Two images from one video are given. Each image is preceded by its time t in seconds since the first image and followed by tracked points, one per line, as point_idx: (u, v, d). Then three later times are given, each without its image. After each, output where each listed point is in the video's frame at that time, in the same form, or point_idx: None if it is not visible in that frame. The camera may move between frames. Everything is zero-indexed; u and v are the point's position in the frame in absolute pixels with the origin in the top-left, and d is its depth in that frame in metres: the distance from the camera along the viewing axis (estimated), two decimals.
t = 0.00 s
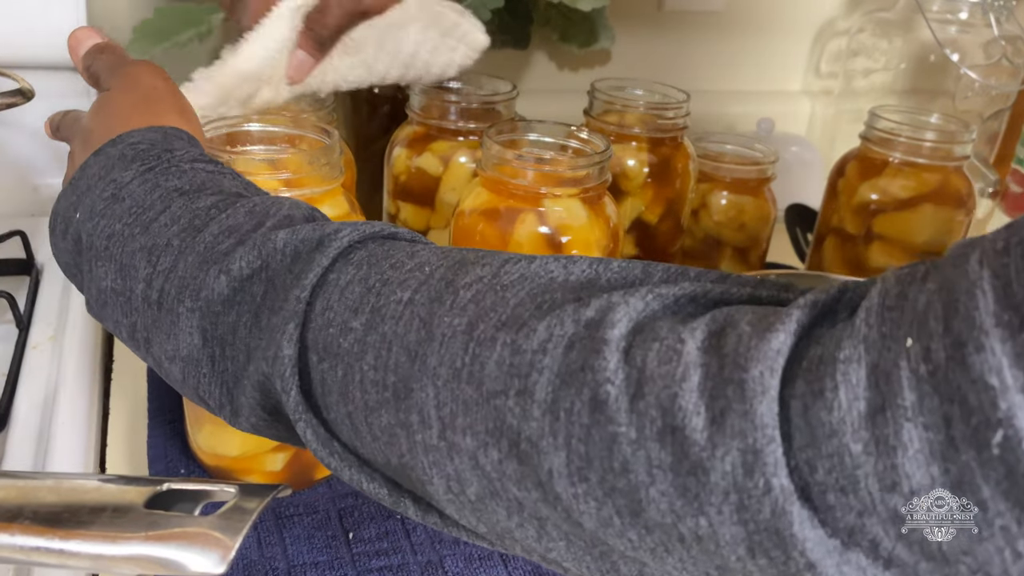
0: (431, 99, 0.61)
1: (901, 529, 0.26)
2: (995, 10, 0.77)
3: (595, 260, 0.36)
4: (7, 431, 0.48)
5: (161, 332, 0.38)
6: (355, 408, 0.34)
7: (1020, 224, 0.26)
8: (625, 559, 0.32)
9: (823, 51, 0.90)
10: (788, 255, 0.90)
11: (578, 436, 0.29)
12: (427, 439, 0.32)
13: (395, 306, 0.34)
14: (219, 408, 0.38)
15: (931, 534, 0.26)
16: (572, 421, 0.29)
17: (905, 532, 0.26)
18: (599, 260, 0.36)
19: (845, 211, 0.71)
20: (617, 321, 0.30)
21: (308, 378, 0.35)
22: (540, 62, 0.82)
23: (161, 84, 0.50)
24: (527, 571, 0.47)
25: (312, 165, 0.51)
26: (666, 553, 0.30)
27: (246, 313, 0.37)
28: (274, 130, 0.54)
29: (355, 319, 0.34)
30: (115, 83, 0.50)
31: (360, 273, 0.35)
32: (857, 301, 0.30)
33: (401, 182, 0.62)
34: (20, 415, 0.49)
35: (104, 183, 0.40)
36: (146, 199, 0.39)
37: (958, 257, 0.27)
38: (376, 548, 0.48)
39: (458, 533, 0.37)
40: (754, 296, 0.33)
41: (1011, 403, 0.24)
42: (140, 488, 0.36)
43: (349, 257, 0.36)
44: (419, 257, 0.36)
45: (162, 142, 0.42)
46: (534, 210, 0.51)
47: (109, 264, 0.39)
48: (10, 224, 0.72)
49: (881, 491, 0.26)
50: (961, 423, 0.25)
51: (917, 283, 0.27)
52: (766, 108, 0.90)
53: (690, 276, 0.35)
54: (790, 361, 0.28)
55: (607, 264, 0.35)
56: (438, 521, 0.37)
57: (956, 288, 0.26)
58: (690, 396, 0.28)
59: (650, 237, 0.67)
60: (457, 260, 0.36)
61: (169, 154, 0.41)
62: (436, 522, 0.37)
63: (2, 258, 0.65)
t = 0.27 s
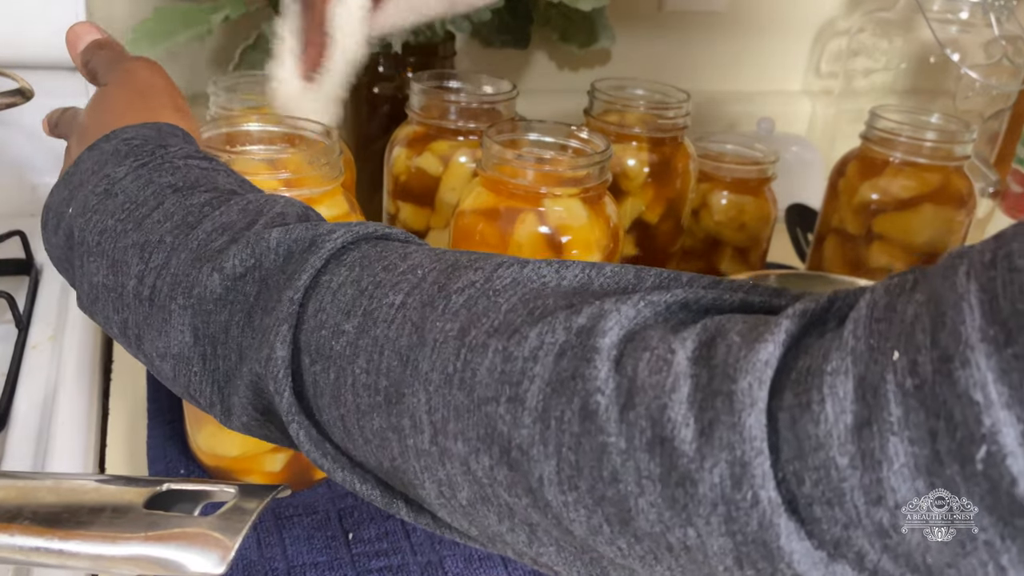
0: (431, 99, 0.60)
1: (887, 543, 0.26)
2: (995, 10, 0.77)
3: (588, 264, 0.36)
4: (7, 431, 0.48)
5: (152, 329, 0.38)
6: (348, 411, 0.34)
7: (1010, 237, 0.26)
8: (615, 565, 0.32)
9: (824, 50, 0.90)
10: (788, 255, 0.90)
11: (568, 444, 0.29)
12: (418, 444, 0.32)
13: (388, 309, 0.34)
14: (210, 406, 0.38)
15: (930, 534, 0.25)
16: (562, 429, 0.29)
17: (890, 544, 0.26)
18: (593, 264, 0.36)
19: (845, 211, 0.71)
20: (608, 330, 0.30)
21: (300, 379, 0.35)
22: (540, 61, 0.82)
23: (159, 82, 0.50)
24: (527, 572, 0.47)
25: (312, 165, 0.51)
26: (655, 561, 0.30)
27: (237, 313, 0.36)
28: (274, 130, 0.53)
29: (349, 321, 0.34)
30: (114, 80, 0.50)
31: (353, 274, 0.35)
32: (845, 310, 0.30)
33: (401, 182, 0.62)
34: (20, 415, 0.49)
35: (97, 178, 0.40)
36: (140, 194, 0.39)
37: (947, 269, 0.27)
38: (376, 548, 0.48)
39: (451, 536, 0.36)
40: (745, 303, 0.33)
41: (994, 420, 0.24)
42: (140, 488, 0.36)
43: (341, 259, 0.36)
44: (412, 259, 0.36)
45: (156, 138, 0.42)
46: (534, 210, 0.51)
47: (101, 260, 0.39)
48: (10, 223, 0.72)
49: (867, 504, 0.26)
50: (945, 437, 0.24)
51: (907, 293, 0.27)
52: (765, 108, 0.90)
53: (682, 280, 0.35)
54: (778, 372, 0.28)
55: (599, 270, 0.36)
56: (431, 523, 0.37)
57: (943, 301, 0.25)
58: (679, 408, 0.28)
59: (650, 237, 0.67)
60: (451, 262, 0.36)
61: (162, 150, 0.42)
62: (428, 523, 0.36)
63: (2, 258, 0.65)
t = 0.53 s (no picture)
0: (432, 99, 0.60)
1: (893, 516, 0.26)
2: (995, 10, 0.77)
3: (593, 251, 0.36)
4: (6, 431, 0.48)
5: (157, 319, 0.37)
6: (357, 398, 0.34)
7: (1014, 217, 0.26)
8: (624, 544, 0.32)
9: (824, 50, 0.90)
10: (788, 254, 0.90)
11: (578, 425, 0.29)
12: (429, 429, 0.32)
13: (397, 296, 0.34)
14: (217, 395, 0.38)
15: (930, 533, 0.25)
16: (573, 411, 0.29)
17: (897, 517, 0.26)
18: (598, 251, 0.36)
19: (845, 211, 0.71)
20: (617, 313, 0.30)
21: (310, 366, 0.35)
22: (540, 62, 0.82)
23: (158, 79, 0.50)
24: (528, 572, 0.47)
25: (312, 164, 0.51)
26: (665, 539, 0.30)
27: (244, 302, 0.36)
28: (274, 130, 0.53)
29: (357, 309, 0.34)
30: (111, 77, 0.50)
31: (360, 263, 0.35)
32: (850, 291, 0.30)
33: (401, 182, 0.62)
34: (19, 416, 0.49)
35: (100, 170, 0.40)
36: (145, 185, 0.39)
37: (949, 249, 0.26)
38: (376, 549, 0.48)
39: (462, 519, 0.37)
40: (750, 286, 0.33)
41: (998, 393, 0.24)
42: (139, 488, 0.35)
43: (349, 247, 0.36)
44: (419, 247, 0.36)
45: (158, 132, 0.42)
46: (533, 210, 0.51)
47: (105, 250, 0.38)
48: (9, 223, 0.72)
49: (874, 477, 0.25)
50: (950, 411, 0.24)
51: (910, 273, 0.27)
52: (765, 109, 0.90)
53: (688, 265, 0.35)
54: (784, 352, 0.28)
55: (605, 256, 0.36)
56: (440, 508, 0.37)
57: (946, 279, 0.25)
58: (689, 387, 0.28)
59: (650, 237, 0.67)
60: (458, 251, 0.36)
61: (166, 144, 0.41)
62: (437, 508, 0.37)
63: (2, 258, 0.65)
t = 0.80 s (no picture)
0: (432, 99, 0.60)
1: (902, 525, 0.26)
2: (996, 10, 0.77)
3: (599, 254, 0.36)
4: (6, 431, 0.48)
5: (160, 318, 0.37)
6: (362, 400, 0.34)
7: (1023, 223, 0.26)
8: (630, 549, 0.32)
9: (824, 50, 0.90)
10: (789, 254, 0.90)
11: (584, 431, 0.29)
12: (434, 432, 0.32)
13: (402, 298, 0.34)
14: (218, 396, 0.38)
15: (931, 533, 0.25)
16: (578, 417, 0.29)
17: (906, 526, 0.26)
18: (604, 254, 0.36)
19: (846, 212, 0.71)
20: (624, 318, 0.30)
21: (314, 368, 0.35)
22: (540, 62, 0.82)
23: (161, 79, 0.50)
24: (527, 572, 0.47)
25: (312, 165, 0.51)
26: (670, 546, 0.29)
27: (248, 301, 0.36)
28: (273, 131, 0.53)
29: (361, 311, 0.34)
30: (115, 74, 0.50)
31: (365, 264, 0.35)
32: (858, 297, 0.30)
33: (400, 182, 0.62)
34: (19, 416, 0.49)
35: (103, 168, 0.40)
36: (147, 183, 0.39)
37: (958, 256, 0.26)
38: (376, 549, 0.48)
39: (467, 522, 0.37)
40: (757, 291, 0.33)
41: (1009, 403, 0.23)
42: (139, 488, 0.35)
43: (353, 248, 0.36)
44: (424, 249, 0.36)
45: (162, 131, 0.42)
46: (533, 210, 0.51)
47: (108, 249, 0.38)
48: (9, 224, 0.71)
49: (882, 487, 0.25)
50: (961, 421, 0.24)
51: (918, 279, 0.27)
52: (765, 109, 0.90)
53: (694, 267, 0.35)
54: (793, 358, 0.28)
55: (612, 259, 0.36)
56: (444, 510, 0.37)
57: (956, 287, 0.25)
58: (696, 394, 0.28)
59: (649, 237, 0.66)
60: (463, 253, 0.36)
61: (169, 142, 0.41)
62: (441, 510, 0.37)
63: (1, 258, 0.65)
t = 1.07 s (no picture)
0: (432, 99, 0.60)
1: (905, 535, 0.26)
2: (997, 10, 0.77)
3: (603, 258, 0.35)
4: (6, 431, 0.48)
5: (167, 325, 0.37)
6: (366, 406, 0.34)
7: None
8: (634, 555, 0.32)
9: (824, 50, 0.90)
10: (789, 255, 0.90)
11: (587, 439, 0.29)
12: (438, 439, 0.32)
13: (405, 303, 0.34)
14: (225, 402, 0.38)
15: (930, 533, 0.25)
16: (582, 425, 0.29)
17: (908, 537, 0.26)
18: (608, 258, 0.35)
19: (846, 211, 0.71)
20: (626, 326, 0.30)
21: (320, 375, 0.35)
22: (540, 62, 0.82)
23: (167, 80, 0.50)
24: (528, 572, 0.47)
25: (311, 164, 0.50)
26: (675, 552, 0.30)
27: (254, 308, 0.36)
28: (272, 130, 0.53)
29: (365, 316, 0.34)
30: (121, 79, 0.50)
31: (369, 270, 0.35)
32: (862, 304, 0.30)
33: (401, 182, 0.62)
34: (19, 416, 0.49)
35: (108, 174, 0.40)
36: (152, 190, 0.39)
37: (963, 264, 0.26)
38: (376, 550, 0.48)
39: (472, 526, 0.37)
40: (761, 295, 0.33)
41: (1013, 416, 0.23)
42: (139, 488, 0.35)
43: (357, 254, 0.36)
44: (427, 253, 0.36)
45: (167, 136, 0.42)
46: (534, 210, 0.51)
47: (115, 255, 0.38)
48: (8, 224, 0.71)
49: (886, 498, 0.26)
50: (964, 433, 0.24)
51: (922, 287, 0.27)
52: (765, 109, 0.90)
53: (697, 273, 0.35)
54: (796, 368, 0.28)
55: (614, 263, 0.35)
56: (450, 514, 0.37)
57: (960, 297, 0.25)
58: (698, 403, 0.28)
59: (650, 237, 0.67)
60: (466, 258, 0.35)
61: (174, 148, 0.41)
62: (447, 515, 0.37)
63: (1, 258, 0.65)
